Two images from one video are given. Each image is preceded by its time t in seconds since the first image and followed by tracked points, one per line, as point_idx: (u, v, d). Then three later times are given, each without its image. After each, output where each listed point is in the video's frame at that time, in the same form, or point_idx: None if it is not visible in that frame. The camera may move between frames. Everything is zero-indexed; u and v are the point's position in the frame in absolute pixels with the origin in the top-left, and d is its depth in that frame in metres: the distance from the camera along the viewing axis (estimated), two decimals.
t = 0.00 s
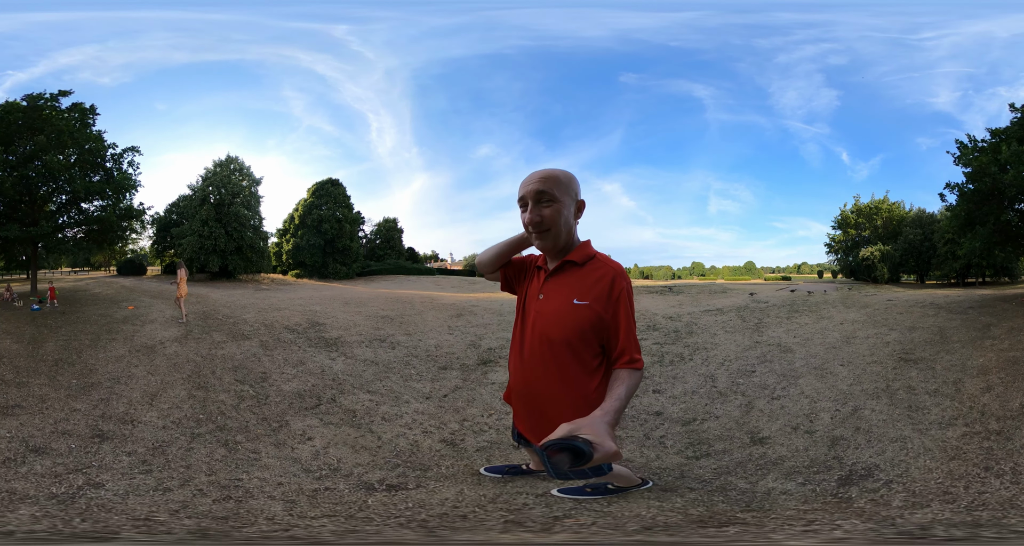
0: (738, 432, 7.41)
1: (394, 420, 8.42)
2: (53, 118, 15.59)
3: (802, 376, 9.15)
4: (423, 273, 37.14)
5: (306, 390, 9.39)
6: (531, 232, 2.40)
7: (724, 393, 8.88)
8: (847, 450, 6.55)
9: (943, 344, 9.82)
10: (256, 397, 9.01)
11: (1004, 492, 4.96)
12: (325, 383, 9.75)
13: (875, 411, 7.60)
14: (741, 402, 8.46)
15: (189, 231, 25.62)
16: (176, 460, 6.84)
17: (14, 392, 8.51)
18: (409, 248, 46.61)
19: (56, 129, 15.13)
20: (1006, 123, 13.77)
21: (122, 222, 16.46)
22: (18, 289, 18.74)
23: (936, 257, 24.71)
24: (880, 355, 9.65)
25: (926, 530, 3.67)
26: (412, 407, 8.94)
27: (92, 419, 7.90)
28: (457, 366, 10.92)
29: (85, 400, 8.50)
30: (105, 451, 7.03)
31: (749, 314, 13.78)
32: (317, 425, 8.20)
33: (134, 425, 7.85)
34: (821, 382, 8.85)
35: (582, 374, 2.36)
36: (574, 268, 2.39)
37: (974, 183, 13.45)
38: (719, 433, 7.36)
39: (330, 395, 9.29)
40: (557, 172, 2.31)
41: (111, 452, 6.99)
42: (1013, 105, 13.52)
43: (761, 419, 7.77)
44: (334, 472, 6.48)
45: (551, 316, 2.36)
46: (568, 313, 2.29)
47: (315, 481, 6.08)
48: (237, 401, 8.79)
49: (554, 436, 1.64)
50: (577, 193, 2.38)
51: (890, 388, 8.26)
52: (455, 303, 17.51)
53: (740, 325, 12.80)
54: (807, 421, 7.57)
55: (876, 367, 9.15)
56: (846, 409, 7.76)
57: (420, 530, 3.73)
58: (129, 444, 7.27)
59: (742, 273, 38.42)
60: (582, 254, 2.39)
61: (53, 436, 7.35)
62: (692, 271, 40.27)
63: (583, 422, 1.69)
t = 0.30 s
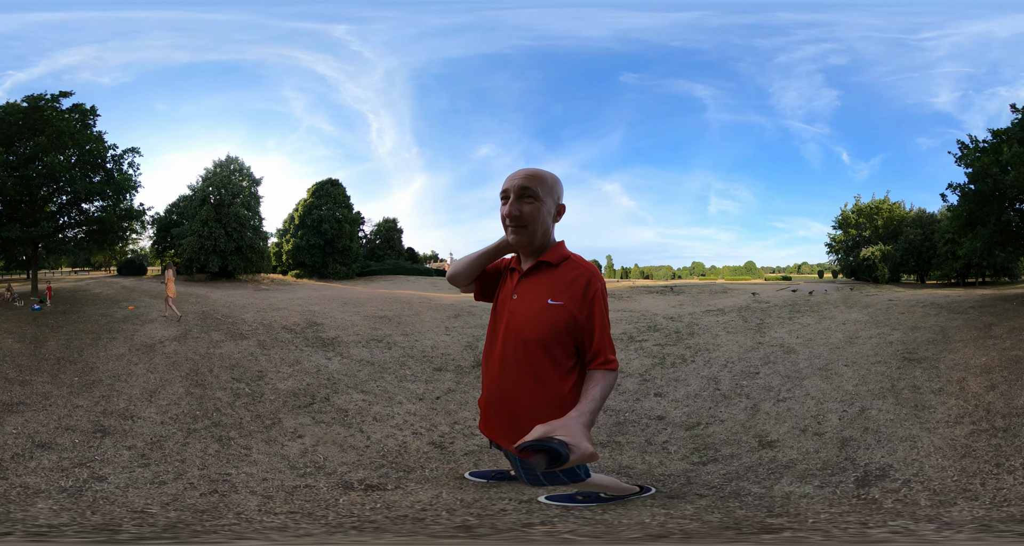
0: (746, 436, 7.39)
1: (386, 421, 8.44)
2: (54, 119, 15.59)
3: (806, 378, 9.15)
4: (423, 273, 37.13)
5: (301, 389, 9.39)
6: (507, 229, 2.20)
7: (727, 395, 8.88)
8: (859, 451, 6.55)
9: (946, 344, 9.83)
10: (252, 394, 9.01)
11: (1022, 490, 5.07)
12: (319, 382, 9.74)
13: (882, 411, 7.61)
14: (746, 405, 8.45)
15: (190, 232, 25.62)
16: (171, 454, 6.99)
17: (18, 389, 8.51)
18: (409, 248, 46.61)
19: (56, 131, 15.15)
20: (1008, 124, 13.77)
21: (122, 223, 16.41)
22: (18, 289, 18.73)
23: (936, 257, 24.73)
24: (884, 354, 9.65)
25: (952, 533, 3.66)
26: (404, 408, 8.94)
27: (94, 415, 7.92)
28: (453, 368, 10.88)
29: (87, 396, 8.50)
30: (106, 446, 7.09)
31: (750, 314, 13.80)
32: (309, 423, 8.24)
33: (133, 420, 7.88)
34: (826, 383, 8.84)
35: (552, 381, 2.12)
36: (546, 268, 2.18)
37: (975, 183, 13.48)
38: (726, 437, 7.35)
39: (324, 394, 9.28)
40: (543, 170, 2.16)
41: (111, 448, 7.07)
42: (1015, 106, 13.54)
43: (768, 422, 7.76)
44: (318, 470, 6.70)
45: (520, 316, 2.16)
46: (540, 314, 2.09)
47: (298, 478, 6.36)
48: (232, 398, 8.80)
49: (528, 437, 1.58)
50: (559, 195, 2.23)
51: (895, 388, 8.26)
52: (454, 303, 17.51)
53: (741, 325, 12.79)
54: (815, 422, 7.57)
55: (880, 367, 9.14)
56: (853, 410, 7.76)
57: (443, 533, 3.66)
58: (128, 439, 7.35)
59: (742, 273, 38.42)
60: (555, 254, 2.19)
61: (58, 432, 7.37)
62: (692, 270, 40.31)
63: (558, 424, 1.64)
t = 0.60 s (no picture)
0: (752, 439, 7.36)
1: (378, 420, 8.44)
2: (56, 119, 15.58)
3: (810, 379, 9.15)
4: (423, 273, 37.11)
5: (295, 388, 9.36)
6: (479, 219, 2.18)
7: (731, 398, 8.87)
8: (869, 451, 6.52)
9: (948, 343, 9.84)
10: (248, 392, 9.01)
11: None
12: (315, 381, 9.74)
13: (888, 411, 7.61)
14: (750, 407, 8.43)
15: (190, 232, 25.60)
16: (169, 448, 7.04)
17: (22, 387, 8.49)
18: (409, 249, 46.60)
19: (58, 132, 15.15)
20: (1009, 124, 13.79)
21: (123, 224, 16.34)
22: (19, 289, 18.67)
23: (936, 257, 24.76)
24: (887, 354, 9.66)
25: (974, 529, 3.65)
26: (397, 408, 8.91)
27: (96, 411, 7.91)
28: (448, 368, 10.81)
29: (89, 393, 8.48)
30: (109, 441, 7.11)
31: (752, 314, 13.81)
32: (303, 420, 8.26)
33: (134, 415, 7.88)
34: (831, 384, 8.83)
35: (531, 381, 2.10)
36: (522, 266, 2.17)
37: (976, 184, 13.50)
38: (732, 441, 7.32)
39: (319, 393, 9.26)
40: (529, 173, 2.15)
41: (114, 442, 7.10)
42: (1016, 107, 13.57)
43: (774, 425, 7.73)
44: (304, 466, 6.78)
45: (497, 317, 2.13)
46: (517, 313, 2.08)
47: (283, 474, 6.45)
48: (228, 395, 8.78)
49: (506, 437, 1.57)
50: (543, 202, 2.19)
51: (900, 388, 8.27)
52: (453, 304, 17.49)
53: (743, 326, 12.78)
54: (822, 424, 7.55)
55: (884, 367, 9.15)
56: (860, 410, 7.75)
57: (459, 526, 3.62)
58: (129, 433, 7.38)
59: (742, 273, 38.42)
60: (530, 252, 2.17)
61: (63, 427, 7.38)
62: (691, 270, 40.32)
63: (536, 422, 1.64)
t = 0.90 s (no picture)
0: (756, 441, 7.34)
1: (375, 421, 8.43)
2: (57, 120, 15.59)
3: (812, 380, 9.14)
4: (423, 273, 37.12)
5: (292, 388, 9.35)
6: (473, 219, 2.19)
7: (733, 399, 8.86)
8: (873, 452, 6.51)
9: (949, 344, 9.85)
10: (246, 392, 9.01)
11: None
12: (313, 381, 9.73)
13: (891, 411, 7.61)
14: (752, 409, 8.42)
15: (190, 232, 25.60)
16: (168, 447, 7.04)
17: (22, 387, 8.48)
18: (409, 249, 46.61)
19: (58, 132, 15.16)
20: (1009, 124, 13.80)
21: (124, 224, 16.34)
22: (20, 288, 18.66)
23: (936, 257, 24.77)
24: (888, 355, 9.66)
25: (984, 526, 3.64)
26: (394, 410, 8.90)
27: (95, 411, 7.90)
28: (447, 369, 10.80)
29: (89, 393, 8.48)
30: (108, 440, 7.11)
31: (752, 315, 13.80)
32: (299, 421, 8.25)
33: (133, 415, 7.88)
34: (833, 385, 8.83)
35: (525, 383, 2.11)
36: (513, 270, 2.16)
37: (977, 185, 13.50)
38: (735, 444, 7.30)
39: (316, 394, 9.25)
40: (526, 178, 2.12)
41: (114, 441, 7.10)
42: (1016, 108, 13.58)
43: (777, 426, 7.72)
44: (298, 466, 6.78)
45: (490, 320, 2.13)
46: (510, 317, 2.08)
47: (277, 474, 6.45)
48: (227, 396, 8.78)
49: (501, 441, 1.57)
50: (536, 208, 2.15)
51: (902, 388, 8.27)
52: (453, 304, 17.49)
53: (744, 327, 12.78)
54: (825, 425, 7.54)
55: (885, 367, 9.16)
56: (863, 411, 7.75)
57: (469, 521, 3.58)
58: (129, 432, 7.37)
59: (742, 273, 38.45)
60: (522, 255, 2.17)
61: (63, 426, 7.38)
62: (691, 270, 40.37)
63: (530, 425, 1.64)
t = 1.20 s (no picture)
0: (755, 443, 7.33)
1: (375, 422, 8.44)
2: (56, 120, 15.59)
3: (812, 380, 9.15)
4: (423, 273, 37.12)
5: (292, 389, 9.36)
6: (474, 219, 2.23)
7: (732, 400, 8.86)
8: (873, 454, 6.51)
9: (950, 344, 9.85)
10: (247, 393, 9.01)
11: None
12: (314, 382, 9.74)
13: (891, 412, 7.61)
14: (752, 410, 8.42)
15: (190, 232, 25.61)
16: (169, 447, 7.06)
17: (22, 388, 8.48)
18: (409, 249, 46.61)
19: (58, 133, 15.16)
20: (1009, 125, 13.81)
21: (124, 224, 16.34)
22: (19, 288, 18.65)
23: (937, 257, 24.76)
24: (889, 356, 9.66)
25: (985, 526, 3.64)
26: (394, 410, 8.91)
27: (96, 412, 7.91)
28: (447, 370, 10.80)
29: (89, 394, 8.48)
30: (109, 441, 7.11)
31: (752, 315, 13.79)
32: (300, 421, 8.26)
33: (134, 416, 7.89)
34: (833, 386, 8.83)
35: (528, 387, 2.12)
36: (518, 277, 2.18)
37: (977, 185, 13.48)
38: (734, 445, 7.30)
39: (316, 394, 9.26)
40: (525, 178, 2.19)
41: (114, 442, 7.10)
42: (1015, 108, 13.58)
43: (776, 427, 7.72)
44: (299, 467, 6.78)
45: (494, 327, 2.14)
46: (514, 324, 2.09)
47: (279, 474, 6.46)
48: (227, 396, 8.78)
49: (505, 448, 1.58)
50: (537, 205, 2.19)
51: (902, 389, 8.27)
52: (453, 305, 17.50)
53: (744, 327, 12.77)
54: (825, 426, 7.54)
55: (885, 368, 9.15)
56: (863, 412, 7.75)
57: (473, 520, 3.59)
58: (130, 433, 7.38)
59: (742, 273, 38.45)
60: (526, 261, 2.18)
61: (64, 427, 7.38)
62: (692, 271, 40.37)
63: (534, 432, 1.65)
